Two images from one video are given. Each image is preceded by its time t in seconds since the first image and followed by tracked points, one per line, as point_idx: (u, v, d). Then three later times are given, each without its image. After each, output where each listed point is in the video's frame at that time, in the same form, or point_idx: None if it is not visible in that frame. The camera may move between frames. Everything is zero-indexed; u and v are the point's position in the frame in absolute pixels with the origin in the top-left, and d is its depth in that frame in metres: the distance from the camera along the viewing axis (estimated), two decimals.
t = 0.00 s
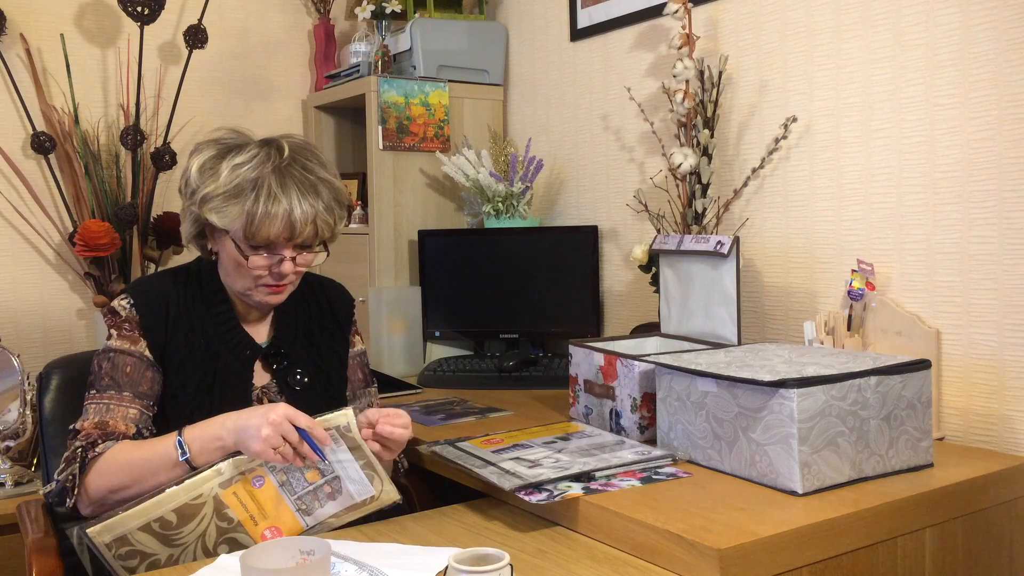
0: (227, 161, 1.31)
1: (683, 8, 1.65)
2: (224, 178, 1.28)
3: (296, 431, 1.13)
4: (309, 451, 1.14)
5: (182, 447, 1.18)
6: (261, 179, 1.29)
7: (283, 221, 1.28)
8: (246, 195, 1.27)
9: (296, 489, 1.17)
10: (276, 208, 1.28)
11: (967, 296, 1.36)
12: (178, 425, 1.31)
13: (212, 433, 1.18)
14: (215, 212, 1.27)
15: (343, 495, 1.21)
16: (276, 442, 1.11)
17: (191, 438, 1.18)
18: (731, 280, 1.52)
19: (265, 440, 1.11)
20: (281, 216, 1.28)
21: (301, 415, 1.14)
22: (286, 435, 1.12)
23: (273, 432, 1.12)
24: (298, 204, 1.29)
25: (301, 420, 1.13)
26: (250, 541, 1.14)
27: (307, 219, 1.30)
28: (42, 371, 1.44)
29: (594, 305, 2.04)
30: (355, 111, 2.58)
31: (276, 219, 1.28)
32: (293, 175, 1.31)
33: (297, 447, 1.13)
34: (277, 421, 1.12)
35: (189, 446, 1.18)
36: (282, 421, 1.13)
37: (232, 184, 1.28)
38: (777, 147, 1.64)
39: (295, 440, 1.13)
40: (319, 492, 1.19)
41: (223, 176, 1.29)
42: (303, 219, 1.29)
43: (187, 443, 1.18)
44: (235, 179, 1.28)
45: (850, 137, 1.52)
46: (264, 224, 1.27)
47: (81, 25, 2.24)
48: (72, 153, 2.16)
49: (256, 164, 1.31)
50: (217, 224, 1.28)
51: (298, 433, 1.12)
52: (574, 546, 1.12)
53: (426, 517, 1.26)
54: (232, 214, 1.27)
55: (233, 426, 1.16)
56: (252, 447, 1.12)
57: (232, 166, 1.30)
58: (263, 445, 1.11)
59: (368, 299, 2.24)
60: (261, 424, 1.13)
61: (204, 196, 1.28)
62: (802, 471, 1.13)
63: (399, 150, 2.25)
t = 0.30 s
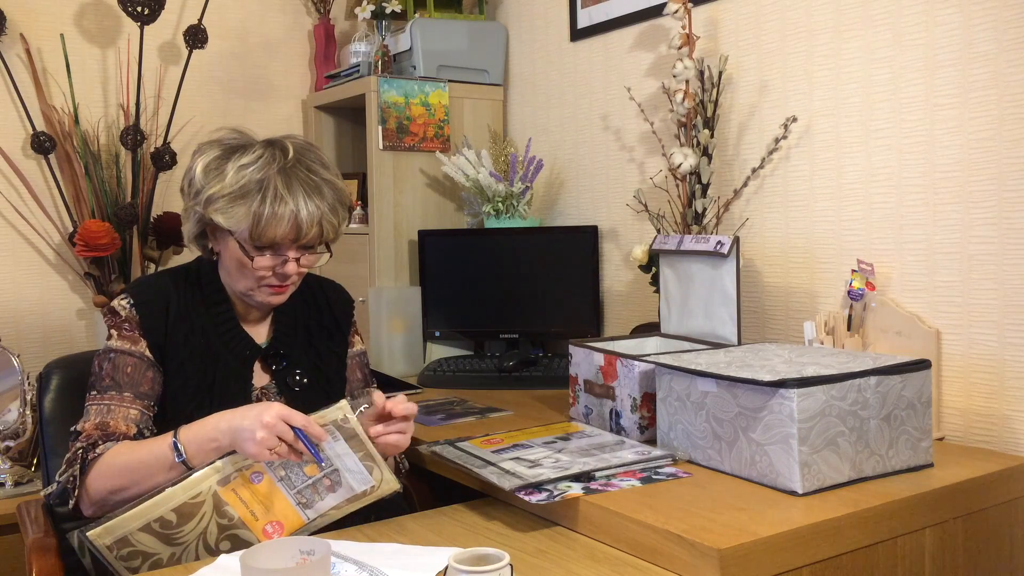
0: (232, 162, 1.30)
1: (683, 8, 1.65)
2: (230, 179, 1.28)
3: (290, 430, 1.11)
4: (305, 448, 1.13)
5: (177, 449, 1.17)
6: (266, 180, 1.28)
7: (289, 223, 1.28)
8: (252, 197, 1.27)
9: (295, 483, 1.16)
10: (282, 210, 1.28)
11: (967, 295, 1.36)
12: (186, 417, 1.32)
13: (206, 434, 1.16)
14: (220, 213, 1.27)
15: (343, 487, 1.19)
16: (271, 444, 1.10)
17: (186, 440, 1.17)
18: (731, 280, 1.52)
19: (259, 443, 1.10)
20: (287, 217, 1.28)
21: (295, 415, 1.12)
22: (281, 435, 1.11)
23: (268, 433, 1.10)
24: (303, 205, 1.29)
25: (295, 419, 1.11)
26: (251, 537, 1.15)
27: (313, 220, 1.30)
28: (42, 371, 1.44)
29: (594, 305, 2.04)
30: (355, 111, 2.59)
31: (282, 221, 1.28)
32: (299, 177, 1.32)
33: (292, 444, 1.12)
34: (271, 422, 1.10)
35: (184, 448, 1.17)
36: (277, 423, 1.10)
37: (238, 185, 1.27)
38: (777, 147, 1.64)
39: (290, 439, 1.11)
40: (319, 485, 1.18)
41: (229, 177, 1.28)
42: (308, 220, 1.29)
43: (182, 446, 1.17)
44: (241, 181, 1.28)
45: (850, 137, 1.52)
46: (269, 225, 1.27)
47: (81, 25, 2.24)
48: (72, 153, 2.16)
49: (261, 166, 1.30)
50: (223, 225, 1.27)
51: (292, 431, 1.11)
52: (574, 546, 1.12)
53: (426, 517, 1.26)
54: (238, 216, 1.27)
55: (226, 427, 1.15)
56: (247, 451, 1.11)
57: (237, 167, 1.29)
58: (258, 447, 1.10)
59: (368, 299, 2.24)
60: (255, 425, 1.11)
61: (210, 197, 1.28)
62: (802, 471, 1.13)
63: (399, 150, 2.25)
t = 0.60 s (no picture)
0: (233, 163, 1.30)
1: (683, 8, 1.65)
2: (232, 180, 1.28)
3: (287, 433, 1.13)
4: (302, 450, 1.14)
5: (177, 452, 1.17)
6: (268, 181, 1.28)
7: (291, 224, 1.28)
8: (254, 198, 1.27)
9: (294, 485, 1.16)
10: (283, 211, 1.28)
11: (967, 295, 1.36)
12: (190, 417, 1.32)
13: (206, 437, 1.17)
14: (222, 214, 1.27)
15: (342, 492, 1.18)
16: (269, 446, 1.12)
17: (184, 442, 1.18)
18: (731, 280, 1.52)
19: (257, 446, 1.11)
20: (289, 218, 1.28)
21: (293, 416, 1.13)
22: (279, 437, 1.12)
23: (266, 435, 1.12)
24: (305, 206, 1.29)
25: (292, 422, 1.13)
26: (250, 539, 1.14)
27: (314, 221, 1.30)
28: (43, 371, 1.44)
29: (594, 305, 2.04)
30: (355, 111, 2.59)
31: (283, 222, 1.28)
32: (300, 178, 1.31)
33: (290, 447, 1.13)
34: (269, 425, 1.12)
35: (183, 451, 1.17)
36: (275, 425, 1.12)
37: (240, 186, 1.27)
38: (777, 147, 1.64)
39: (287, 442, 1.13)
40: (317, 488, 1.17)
41: (230, 178, 1.28)
42: (310, 221, 1.29)
43: (182, 448, 1.17)
44: (243, 182, 1.28)
45: (850, 137, 1.52)
46: (271, 226, 1.27)
47: (81, 25, 2.24)
48: (72, 153, 2.16)
49: (263, 167, 1.30)
50: (224, 226, 1.27)
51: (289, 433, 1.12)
52: (574, 546, 1.12)
53: (426, 517, 1.26)
54: (240, 217, 1.27)
55: (223, 431, 1.16)
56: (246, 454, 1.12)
57: (238, 169, 1.29)
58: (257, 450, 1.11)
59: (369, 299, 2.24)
60: (253, 428, 1.13)
61: (211, 199, 1.27)
62: (802, 471, 1.13)
63: (399, 150, 2.25)
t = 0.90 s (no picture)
0: (234, 163, 1.30)
1: (683, 8, 1.65)
2: (232, 179, 1.28)
3: (276, 432, 1.10)
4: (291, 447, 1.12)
5: (161, 450, 1.16)
6: (269, 181, 1.28)
7: (292, 224, 1.28)
8: (254, 198, 1.27)
9: (284, 479, 1.16)
10: (284, 211, 1.28)
11: (967, 295, 1.36)
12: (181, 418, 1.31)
13: (190, 434, 1.15)
14: (222, 214, 1.26)
15: (334, 476, 1.19)
16: (255, 446, 1.08)
17: (169, 440, 1.16)
18: (731, 280, 1.52)
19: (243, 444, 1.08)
20: (290, 219, 1.28)
21: (280, 416, 1.10)
22: (267, 437, 1.09)
23: (252, 436, 1.08)
24: (305, 206, 1.29)
25: (279, 421, 1.10)
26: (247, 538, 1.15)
27: (315, 221, 1.30)
28: (42, 371, 1.44)
29: (594, 305, 2.04)
30: (355, 111, 2.59)
31: (284, 222, 1.28)
32: (301, 178, 1.31)
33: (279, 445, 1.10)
34: (255, 426, 1.09)
35: (168, 449, 1.16)
36: (261, 426, 1.09)
37: (240, 186, 1.27)
38: (777, 147, 1.64)
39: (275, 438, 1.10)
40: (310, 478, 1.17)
41: (231, 178, 1.28)
42: (311, 221, 1.29)
43: (166, 446, 1.16)
44: (243, 182, 1.28)
45: (850, 137, 1.52)
46: (272, 226, 1.27)
47: (81, 25, 2.24)
48: (72, 153, 2.16)
49: (263, 167, 1.30)
50: (224, 226, 1.27)
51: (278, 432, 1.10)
52: (574, 546, 1.12)
53: (426, 517, 1.26)
54: (240, 217, 1.26)
55: (209, 429, 1.13)
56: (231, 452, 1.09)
57: (239, 169, 1.29)
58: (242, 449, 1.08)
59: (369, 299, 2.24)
60: (239, 427, 1.09)
61: (211, 199, 1.27)
62: (802, 471, 1.13)
63: (399, 150, 2.25)
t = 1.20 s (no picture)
0: (235, 163, 1.30)
1: (683, 8, 1.65)
2: (233, 180, 1.28)
3: (271, 425, 1.10)
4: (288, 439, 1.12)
5: (163, 452, 1.16)
6: (269, 181, 1.28)
7: (292, 224, 1.28)
8: (255, 198, 1.27)
9: (284, 475, 1.15)
10: (284, 211, 1.28)
11: (968, 295, 1.36)
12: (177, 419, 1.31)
13: (190, 435, 1.15)
14: (223, 214, 1.27)
15: (335, 477, 1.18)
16: (252, 441, 1.09)
17: (169, 442, 1.16)
18: (732, 280, 1.52)
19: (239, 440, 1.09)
20: (290, 218, 1.28)
21: (275, 411, 1.10)
22: (263, 432, 1.10)
23: (249, 433, 1.09)
24: (306, 206, 1.29)
25: (274, 415, 1.10)
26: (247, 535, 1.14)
27: (315, 221, 1.30)
28: (42, 371, 1.44)
29: (594, 305, 2.04)
30: (355, 111, 2.59)
31: (284, 222, 1.28)
32: (301, 178, 1.31)
33: (275, 437, 1.11)
34: (251, 421, 1.09)
35: (170, 450, 1.16)
36: (256, 421, 1.09)
37: (241, 186, 1.27)
38: (777, 147, 1.64)
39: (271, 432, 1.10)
40: (309, 476, 1.16)
41: (231, 178, 1.28)
42: (311, 221, 1.29)
43: (168, 448, 1.16)
44: (244, 182, 1.28)
45: (850, 137, 1.52)
46: (272, 227, 1.27)
47: (81, 25, 2.24)
48: (72, 153, 2.16)
49: (264, 167, 1.30)
50: (225, 226, 1.27)
51: (273, 425, 1.10)
52: (574, 546, 1.12)
53: (426, 517, 1.26)
54: (241, 217, 1.27)
55: (206, 429, 1.13)
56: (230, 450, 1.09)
57: (240, 169, 1.29)
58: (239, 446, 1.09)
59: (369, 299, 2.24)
60: (235, 424, 1.10)
61: (212, 199, 1.27)
62: (801, 471, 1.13)
63: (399, 151, 2.25)
